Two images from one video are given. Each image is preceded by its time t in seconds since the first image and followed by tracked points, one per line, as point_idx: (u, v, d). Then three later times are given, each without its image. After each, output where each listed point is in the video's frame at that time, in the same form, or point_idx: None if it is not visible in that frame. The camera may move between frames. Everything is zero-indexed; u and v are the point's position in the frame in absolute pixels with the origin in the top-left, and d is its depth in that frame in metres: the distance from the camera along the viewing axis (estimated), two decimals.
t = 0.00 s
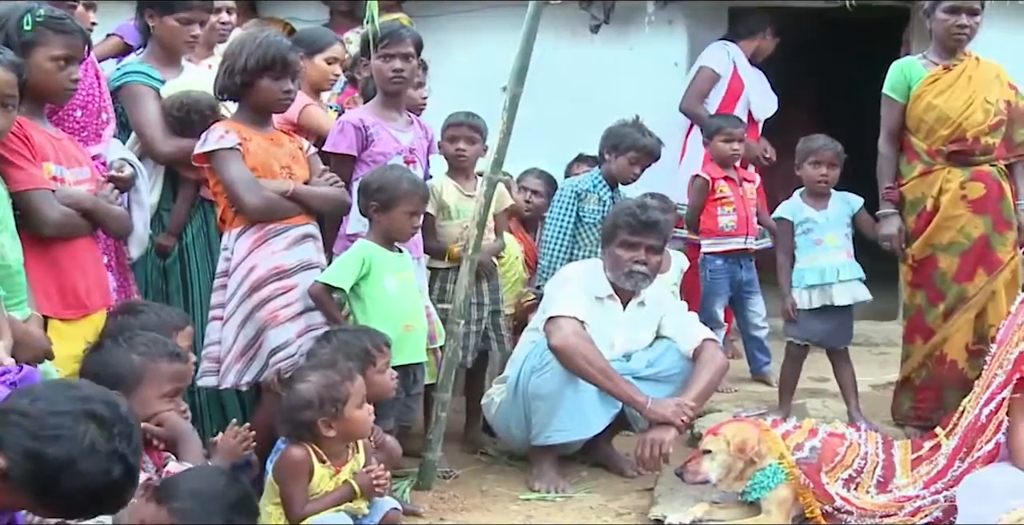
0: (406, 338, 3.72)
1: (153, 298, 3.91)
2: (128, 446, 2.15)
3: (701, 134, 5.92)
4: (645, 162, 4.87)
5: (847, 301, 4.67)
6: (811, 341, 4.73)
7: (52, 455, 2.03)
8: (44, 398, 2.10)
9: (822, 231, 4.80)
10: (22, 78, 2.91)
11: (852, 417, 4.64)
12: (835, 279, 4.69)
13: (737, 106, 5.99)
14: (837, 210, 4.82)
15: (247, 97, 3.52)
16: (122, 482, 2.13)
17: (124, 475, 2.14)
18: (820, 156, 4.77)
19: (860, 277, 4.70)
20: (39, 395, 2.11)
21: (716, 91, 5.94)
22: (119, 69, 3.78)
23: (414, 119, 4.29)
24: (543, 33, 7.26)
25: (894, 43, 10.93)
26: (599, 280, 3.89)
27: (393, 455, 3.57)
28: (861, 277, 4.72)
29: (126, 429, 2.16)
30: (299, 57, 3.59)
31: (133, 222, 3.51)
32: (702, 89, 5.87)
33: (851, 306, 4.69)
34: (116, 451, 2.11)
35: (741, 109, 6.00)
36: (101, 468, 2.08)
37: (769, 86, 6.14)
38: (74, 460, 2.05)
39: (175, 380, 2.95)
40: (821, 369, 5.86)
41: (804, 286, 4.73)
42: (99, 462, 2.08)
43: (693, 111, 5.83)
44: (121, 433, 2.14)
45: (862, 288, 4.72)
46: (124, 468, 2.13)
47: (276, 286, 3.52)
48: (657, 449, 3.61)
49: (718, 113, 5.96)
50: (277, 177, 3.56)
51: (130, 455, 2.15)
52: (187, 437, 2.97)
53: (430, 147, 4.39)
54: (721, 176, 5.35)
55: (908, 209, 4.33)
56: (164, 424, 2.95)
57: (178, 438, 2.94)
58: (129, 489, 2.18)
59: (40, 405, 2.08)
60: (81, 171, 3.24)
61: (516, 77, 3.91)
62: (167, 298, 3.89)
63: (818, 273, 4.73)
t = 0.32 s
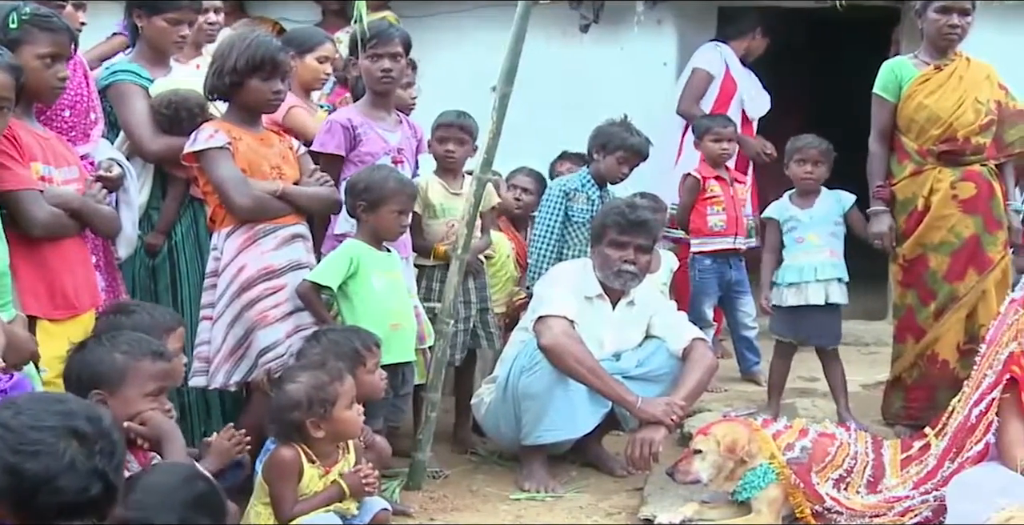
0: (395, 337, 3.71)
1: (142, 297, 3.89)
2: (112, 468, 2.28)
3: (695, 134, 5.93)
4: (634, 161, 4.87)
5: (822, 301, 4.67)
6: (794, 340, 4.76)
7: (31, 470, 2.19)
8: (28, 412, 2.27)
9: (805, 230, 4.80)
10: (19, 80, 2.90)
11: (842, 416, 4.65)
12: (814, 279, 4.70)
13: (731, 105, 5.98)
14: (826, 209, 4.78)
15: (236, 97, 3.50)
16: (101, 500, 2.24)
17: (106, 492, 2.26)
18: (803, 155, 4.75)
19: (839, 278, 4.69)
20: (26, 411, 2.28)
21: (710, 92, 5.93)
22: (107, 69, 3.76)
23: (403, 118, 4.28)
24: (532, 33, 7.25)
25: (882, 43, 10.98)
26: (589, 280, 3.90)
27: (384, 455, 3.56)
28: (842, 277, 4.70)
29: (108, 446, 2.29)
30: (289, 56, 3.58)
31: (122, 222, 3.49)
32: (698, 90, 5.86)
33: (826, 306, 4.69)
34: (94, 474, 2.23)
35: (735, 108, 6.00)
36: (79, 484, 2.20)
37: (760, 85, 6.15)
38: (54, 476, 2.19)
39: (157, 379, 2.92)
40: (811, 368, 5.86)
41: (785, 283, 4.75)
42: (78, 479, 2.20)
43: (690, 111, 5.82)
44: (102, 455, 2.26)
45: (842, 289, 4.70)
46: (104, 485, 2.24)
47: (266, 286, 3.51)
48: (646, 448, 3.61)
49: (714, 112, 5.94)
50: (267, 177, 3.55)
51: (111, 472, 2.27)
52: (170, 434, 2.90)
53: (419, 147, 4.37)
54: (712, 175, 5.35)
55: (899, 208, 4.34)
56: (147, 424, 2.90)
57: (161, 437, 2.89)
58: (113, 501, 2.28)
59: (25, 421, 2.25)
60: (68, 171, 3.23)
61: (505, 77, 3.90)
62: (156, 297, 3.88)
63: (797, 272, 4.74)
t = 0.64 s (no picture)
0: (387, 337, 3.70)
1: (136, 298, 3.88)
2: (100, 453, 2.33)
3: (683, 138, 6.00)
4: (623, 160, 4.87)
5: (808, 300, 4.68)
6: (784, 339, 4.77)
7: (20, 463, 2.24)
8: (11, 406, 2.33)
9: (792, 229, 4.80)
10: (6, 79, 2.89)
11: (833, 416, 4.66)
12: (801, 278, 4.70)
13: (715, 107, 6.00)
14: (814, 210, 4.77)
15: (229, 97, 3.49)
16: (92, 487, 2.29)
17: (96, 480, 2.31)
18: (790, 156, 4.77)
19: (827, 278, 4.69)
20: (10, 405, 2.34)
21: (690, 97, 6.00)
22: (95, 73, 3.74)
23: (394, 117, 4.27)
24: (523, 34, 7.24)
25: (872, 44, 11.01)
26: (580, 279, 3.90)
27: (376, 456, 3.55)
28: (830, 277, 4.70)
29: (94, 433, 2.34)
30: (282, 56, 3.56)
31: (113, 222, 3.47)
32: (678, 96, 5.96)
33: (813, 305, 4.70)
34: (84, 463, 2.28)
35: (720, 109, 6.02)
36: (69, 472, 2.26)
37: (747, 84, 6.14)
38: (44, 466, 2.25)
39: (145, 377, 2.91)
40: (802, 368, 5.87)
41: (773, 282, 4.76)
42: (68, 467, 2.26)
43: (672, 116, 5.92)
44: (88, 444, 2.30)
45: (830, 289, 4.70)
46: (94, 472, 2.30)
47: (258, 287, 3.49)
48: (638, 448, 3.62)
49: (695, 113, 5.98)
50: (260, 176, 3.53)
51: (101, 458, 2.32)
52: (158, 434, 2.88)
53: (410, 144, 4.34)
54: (701, 175, 5.36)
55: (892, 208, 4.35)
56: (136, 423, 2.89)
57: (149, 436, 2.87)
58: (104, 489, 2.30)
59: (8, 415, 2.30)
60: (56, 169, 3.21)
61: (496, 77, 3.89)
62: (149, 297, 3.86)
63: (783, 271, 4.75)
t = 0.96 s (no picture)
0: (377, 337, 3.70)
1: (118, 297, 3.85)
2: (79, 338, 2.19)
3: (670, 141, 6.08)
4: (612, 158, 4.87)
5: (798, 296, 4.68)
6: (777, 339, 4.76)
7: None
8: None
9: (780, 227, 4.80)
10: None
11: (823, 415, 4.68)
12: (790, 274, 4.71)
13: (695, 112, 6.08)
14: (803, 209, 4.78)
15: (220, 95, 3.48)
16: (86, 377, 2.17)
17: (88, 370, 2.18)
18: (780, 158, 4.77)
19: (816, 274, 4.70)
20: None
21: (673, 101, 6.13)
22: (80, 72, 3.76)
23: (383, 116, 4.26)
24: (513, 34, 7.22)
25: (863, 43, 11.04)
26: (571, 279, 3.89)
27: (367, 456, 3.54)
28: (819, 274, 4.72)
29: (71, 324, 2.20)
30: (274, 53, 3.56)
31: (103, 222, 3.46)
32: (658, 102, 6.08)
33: (803, 301, 4.70)
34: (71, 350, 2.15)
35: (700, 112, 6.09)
36: (56, 362, 2.12)
37: (732, 84, 6.14)
38: (25, 362, 2.10)
39: (130, 376, 2.94)
40: (793, 368, 5.89)
41: (762, 279, 4.76)
42: (51, 358, 2.12)
43: (654, 121, 6.03)
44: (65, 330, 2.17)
45: (819, 285, 4.71)
46: (83, 362, 2.16)
47: (249, 286, 3.48)
48: (629, 447, 3.60)
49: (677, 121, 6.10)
50: (252, 174, 3.52)
51: (85, 346, 2.19)
52: (144, 432, 2.97)
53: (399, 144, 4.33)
54: (693, 175, 5.37)
55: (883, 207, 4.36)
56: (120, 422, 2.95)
57: (135, 434, 2.94)
58: (104, 388, 2.24)
59: None
60: (44, 168, 3.19)
61: (487, 76, 3.88)
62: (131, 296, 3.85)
63: (772, 269, 4.75)
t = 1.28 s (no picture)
0: (368, 337, 3.69)
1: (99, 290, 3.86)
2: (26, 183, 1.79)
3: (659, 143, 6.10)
4: (600, 157, 4.86)
5: (783, 297, 4.70)
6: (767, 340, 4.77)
7: None
8: None
9: (769, 227, 4.82)
10: None
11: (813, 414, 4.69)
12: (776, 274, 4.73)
13: (679, 112, 6.10)
14: (793, 209, 4.79)
15: (211, 92, 3.47)
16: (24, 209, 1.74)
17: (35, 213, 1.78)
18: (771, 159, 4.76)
19: (802, 275, 4.71)
20: None
21: (660, 104, 6.16)
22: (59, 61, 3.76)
23: (370, 116, 4.25)
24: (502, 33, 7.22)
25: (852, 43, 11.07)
26: (559, 278, 3.89)
27: (358, 456, 3.54)
28: (806, 275, 4.72)
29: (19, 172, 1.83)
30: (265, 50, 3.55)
31: (92, 222, 3.44)
32: (645, 105, 6.12)
33: (789, 302, 4.71)
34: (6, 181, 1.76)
35: (684, 113, 6.10)
36: None
37: (716, 81, 6.08)
38: None
39: (103, 372, 2.87)
40: (783, 367, 5.90)
41: (747, 278, 4.79)
42: None
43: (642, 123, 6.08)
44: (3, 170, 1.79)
45: (806, 286, 4.72)
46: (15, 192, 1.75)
47: (239, 285, 3.47)
48: (619, 447, 3.61)
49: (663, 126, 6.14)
50: (242, 172, 3.51)
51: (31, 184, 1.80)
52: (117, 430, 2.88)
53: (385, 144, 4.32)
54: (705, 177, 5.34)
55: (873, 207, 4.37)
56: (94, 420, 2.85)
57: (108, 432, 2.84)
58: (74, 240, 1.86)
59: None
60: (31, 168, 3.17)
61: (477, 76, 3.88)
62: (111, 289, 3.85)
63: (758, 268, 4.78)
